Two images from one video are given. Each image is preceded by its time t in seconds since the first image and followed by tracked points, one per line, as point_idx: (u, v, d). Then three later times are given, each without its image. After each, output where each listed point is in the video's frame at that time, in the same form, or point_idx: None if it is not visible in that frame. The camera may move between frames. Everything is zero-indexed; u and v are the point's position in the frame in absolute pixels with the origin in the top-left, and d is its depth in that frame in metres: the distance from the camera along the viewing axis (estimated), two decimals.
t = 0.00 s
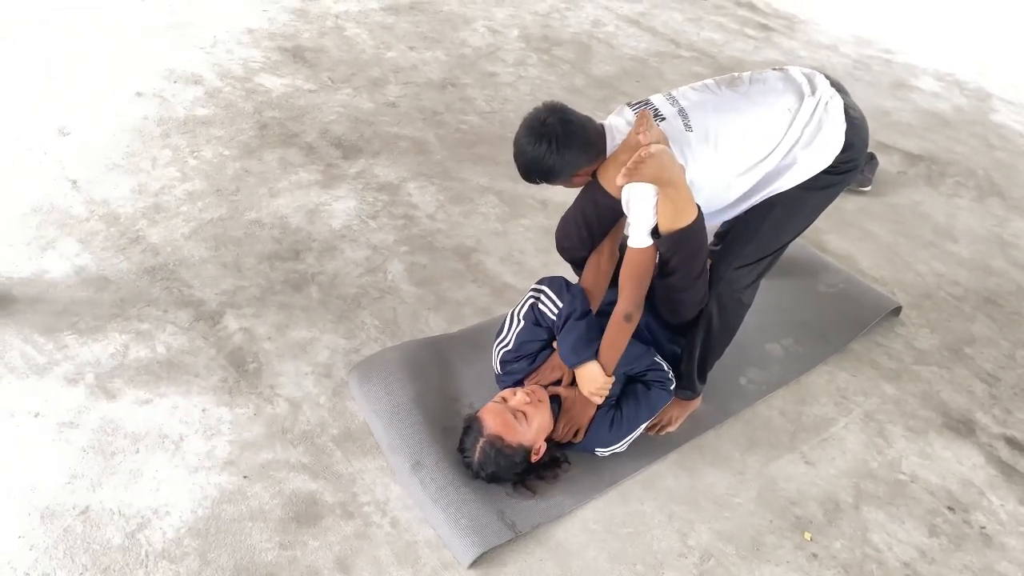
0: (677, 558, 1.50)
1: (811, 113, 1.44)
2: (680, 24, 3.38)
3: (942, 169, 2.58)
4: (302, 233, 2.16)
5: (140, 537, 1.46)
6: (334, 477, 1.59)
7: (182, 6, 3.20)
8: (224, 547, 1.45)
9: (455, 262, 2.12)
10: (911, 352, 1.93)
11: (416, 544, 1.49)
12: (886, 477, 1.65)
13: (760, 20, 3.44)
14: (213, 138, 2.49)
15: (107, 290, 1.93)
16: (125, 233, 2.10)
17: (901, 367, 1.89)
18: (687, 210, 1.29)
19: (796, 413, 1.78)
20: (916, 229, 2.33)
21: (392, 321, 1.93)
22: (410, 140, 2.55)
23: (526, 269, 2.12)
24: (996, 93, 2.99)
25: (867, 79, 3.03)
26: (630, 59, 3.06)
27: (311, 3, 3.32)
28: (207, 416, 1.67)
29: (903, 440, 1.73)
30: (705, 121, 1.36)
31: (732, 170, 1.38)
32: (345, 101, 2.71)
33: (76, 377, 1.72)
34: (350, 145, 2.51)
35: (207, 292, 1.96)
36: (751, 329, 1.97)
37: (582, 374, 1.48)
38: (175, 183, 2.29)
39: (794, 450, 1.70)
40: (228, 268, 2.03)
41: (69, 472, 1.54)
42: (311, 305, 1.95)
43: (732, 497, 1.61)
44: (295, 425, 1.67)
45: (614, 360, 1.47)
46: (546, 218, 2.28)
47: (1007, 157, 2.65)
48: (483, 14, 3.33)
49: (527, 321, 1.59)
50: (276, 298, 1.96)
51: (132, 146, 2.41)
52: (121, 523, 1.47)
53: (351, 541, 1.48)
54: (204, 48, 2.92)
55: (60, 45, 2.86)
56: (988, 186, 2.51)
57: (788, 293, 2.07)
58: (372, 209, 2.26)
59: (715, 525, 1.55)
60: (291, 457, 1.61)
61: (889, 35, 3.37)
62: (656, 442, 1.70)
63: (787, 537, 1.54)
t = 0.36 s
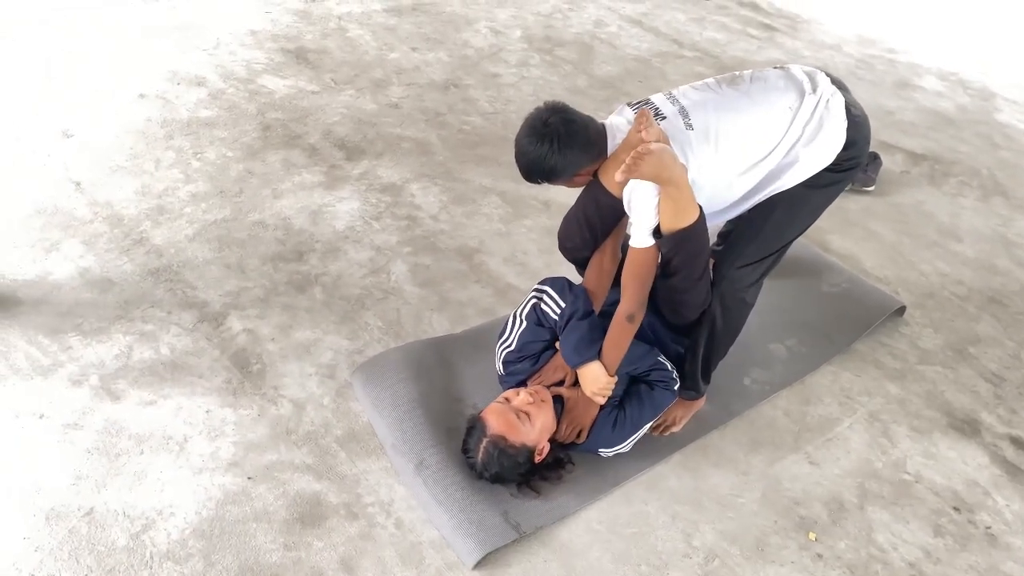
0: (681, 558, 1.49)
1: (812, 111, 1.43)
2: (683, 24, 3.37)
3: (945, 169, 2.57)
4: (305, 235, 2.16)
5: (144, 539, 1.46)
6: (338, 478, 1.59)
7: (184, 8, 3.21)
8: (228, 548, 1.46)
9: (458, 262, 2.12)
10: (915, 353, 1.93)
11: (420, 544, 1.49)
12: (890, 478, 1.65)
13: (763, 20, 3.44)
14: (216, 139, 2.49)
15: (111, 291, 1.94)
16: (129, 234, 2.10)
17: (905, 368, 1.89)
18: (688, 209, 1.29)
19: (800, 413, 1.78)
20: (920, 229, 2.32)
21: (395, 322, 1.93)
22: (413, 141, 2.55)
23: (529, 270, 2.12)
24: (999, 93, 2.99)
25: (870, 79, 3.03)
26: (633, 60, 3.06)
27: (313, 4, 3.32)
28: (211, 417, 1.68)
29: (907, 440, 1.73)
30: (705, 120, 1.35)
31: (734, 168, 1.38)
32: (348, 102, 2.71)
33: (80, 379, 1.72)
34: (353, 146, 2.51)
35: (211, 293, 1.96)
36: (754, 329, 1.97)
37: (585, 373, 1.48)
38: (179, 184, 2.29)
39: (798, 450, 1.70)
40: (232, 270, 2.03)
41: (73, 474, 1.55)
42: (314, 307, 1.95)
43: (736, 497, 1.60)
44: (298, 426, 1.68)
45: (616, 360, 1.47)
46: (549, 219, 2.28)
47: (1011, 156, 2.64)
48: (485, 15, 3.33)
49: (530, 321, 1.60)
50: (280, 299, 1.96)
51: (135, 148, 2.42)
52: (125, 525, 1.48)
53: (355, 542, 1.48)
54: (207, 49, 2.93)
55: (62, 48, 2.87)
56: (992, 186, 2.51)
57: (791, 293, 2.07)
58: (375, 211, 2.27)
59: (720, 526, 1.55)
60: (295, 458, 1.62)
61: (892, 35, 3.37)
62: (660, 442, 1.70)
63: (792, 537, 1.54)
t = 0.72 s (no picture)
0: (684, 559, 1.49)
1: (815, 110, 1.43)
2: (685, 24, 3.37)
3: (948, 168, 2.56)
4: (307, 235, 2.16)
5: (147, 540, 1.46)
6: (340, 479, 1.59)
7: (186, 9, 3.21)
8: (231, 549, 1.45)
9: (460, 263, 2.12)
10: (918, 352, 1.92)
11: (423, 545, 1.49)
12: (894, 477, 1.64)
13: (765, 19, 3.44)
14: (218, 141, 2.49)
15: (114, 293, 1.94)
16: (131, 236, 2.11)
17: (909, 367, 1.88)
18: (689, 210, 1.28)
19: (803, 412, 1.78)
20: (923, 228, 2.32)
21: (397, 323, 1.93)
22: (414, 141, 2.55)
23: (531, 270, 2.12)
24: (1002, 91, 2.98)
25: (872, 77, 3.02)
26: (635, 60, 3.06)
27: (315, 6, 3.33)
28: (213, 418, 1.68)
29: (911, 439, 1.72)
30: (707, 119, 1.35)
31: (736, 167, 1.37)
32: (350, 103, 2.71)
33: (83, 380, 1.73)
34: (355, 147, 2.51)
35: (214, 295, 1.96)
36: (757, 329, 1.96)
37: (587, 373, 1.48)
38: (181, 186, 2.30)
39: (801, 450, 1.69)
40: (234, 271, 2.03)
41: (76, 475, 1.55)
42: (316, 307, 1.95)
43: (739, 497, 1.60)
44: (301, 427, 1.68)
45: (618, 359, 1.47)
46: (551, 219, 2.28)
47: (1014, 155, 2.63)
48: (486, 16, 3.33)
49: (532, 320, 1.60)
50: (282, 300, 1.97)
51: (137, 150, 2.42)
52: (128, 526, 1.48)
53: (358, 543, 1.48)
54: (209, 51, 2.93)
55: (65, 50, 2.88)
56: (996, 184, 2.50)
57: (794, 292, 2.06)
58: (377, 211, 2.26)
59: (723, 526, 1.55)
60: (298, 459, 1.61)
61: (895, 34, 3.36)
62: (663, 442, 1.70)
63: (795, 537, 1.53)
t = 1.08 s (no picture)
0: (686, 558, 1.49)
1: (814, 108, 1.43)
2: (686, 23, 3.36)
3: (949, 166, 2.56)
4: (307, 236, 2.16)
5: (148, 541, 1.46)
6: (341, 480, 1.59)
7: (185, 10, 3.21)
8: (231, 550, 1.45)
9: (461, 263, 2.11)
10: (920, 350, 1.92)
11: (424, 546, 1.49)
12: (896, 476, 1.64)
13: (766, 18, 3.43)
14: (218, 142, 2.49)
15: (114, 294, 1.94)
16: (131, 237, 2.11)
17: (910, 366, 1.88)
18: (688, 209, 1.28)
19: (804, 412, 1.77)
20: (924, 227, 2.31)
21: (397, 324, 1.93)
22: (415, 142, 2.55)
23: (531, 270, 2.11)
24: (1004, 89, 2.97)
25: (873, 76, 3.01)
26: (636, 59, 3.05)
27: (315, 7, 3.33)
28: (213, 419, 1.68)
29: (912, 438, 1.72)
30: (707, 117, 1.35)
31: (735, 166, 1.37)
32: (350, 104, 2.71)
33: (83, 382, 1.73)
34: (355, 148, 2.51)
35: (214, 296, 1.96)
36: (758, 328, 1.96)
37: (588, 373, 1.47)
38: (182, 187, 2.30)
39: (803, 449, 1.69)
40: (235, 272, 2.03)
41: (76, 477, 1.55)
42: (317, 308, 1.95)
43: (740, 496, 1.60)
44: (301, 428, 1.67)
45: (619, 359, 1.47)
46: (551, 219, 2.28)
47: (1015, 152, 2.63)
48: (487, 16, 3.33)
49: (532, 320, 1.59)
50: (282, 301, 1.96)
51: (137, 151, 2.42)
52: (128, 527, 1.48)
53: (358, 544, 1.48)
54: (209, 52, 2.94)
55: (65, 51, 2.88)
56: (997, 182, 2.49)
57: (796, 291, 2.06)
58: (377, 212, 2.26)
59: (724, 525, 1.54)
60: (298, 460, 1.61)
61: (896, 32, 3.35)
62: (663, 442, 1.70)
63: (797, 536, 1.53)
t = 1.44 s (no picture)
0: (688, 558, 1.48)
1: (808, 104, 1.41)
2: (686, 22, 3.36)
3: (951, 164, 2.55)
4: (308, 238, 2.16)
5: (150, 544, 1.46)
6: (342, 482, 1.59)
7: (185, 13, 3.21)
8: (234, 553, 1.45)
9: (461, 264, 2.11)
10: (922, 349, 1.91)
11: (427, 547, 1.49)
12: (898, 475, 1.64)
13: (766, 17, 3.43)
14: (219, 144, 2.49)
15: (115, 297, 1.94)
16: (132, 240, 2.11)
17: (912, 364, 1.88)
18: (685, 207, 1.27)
19: (806, 411, 1.77)
20: (926, 225, 2.31)
21: (398, 325, 1.93)
22: (415, 143, 2.55)
23: (532, 270, 2.11)
24: (1004, 86, 2.97)
25: (873, 74, 3.01)
26: (636, 59, 3.05)
27: (315, 8, 3.33)
28: (215, 421, 1.68)
29: (915, 437, 1.72)
30: (699, 115, 1.35)
31: (729, 162, 1.37)
32: (350, 105, 2.71)
33: (85, 385, 1.73)
34: (355, 149, 2.51)
35: (215, 298, 1.96)
36: (758, 328, 1.96)
37: (588, 372, 1.47)
38: (183, 189, 2.30)
39: (805, 448, 1.69)
40: (236, 274, 2.03)
41: (78, 480, 1.55)
42: (318, 310, 1.95)
43: (742, 496, 1.59)
44: (303, 430, 1.67)
45: (619, 357, 1.47)
46: (551, 219, 2.28)
47: (1016, 150, 2.62)
48: (486, 16, 3.33)
49: (531, 321, 1.59)
50: (284, 302, 1.96)
51: (138, 154, 2.42)
52: (131, 530, 1.48)
53: (360, 545, 1.48)
54: (209, 55, 2.94)
55: (66, 54, 2.88)
56: (998, 180, 2.49)
57: (797, 290, 2.05)
58: (378, 213, 2.26)
59: (727, 525, 1.54)
60: (299, 462, 1.61)
61: (895, 30, 3.35)
62: (665, 442, 1.70)
63: (799, 536, 1.53)
